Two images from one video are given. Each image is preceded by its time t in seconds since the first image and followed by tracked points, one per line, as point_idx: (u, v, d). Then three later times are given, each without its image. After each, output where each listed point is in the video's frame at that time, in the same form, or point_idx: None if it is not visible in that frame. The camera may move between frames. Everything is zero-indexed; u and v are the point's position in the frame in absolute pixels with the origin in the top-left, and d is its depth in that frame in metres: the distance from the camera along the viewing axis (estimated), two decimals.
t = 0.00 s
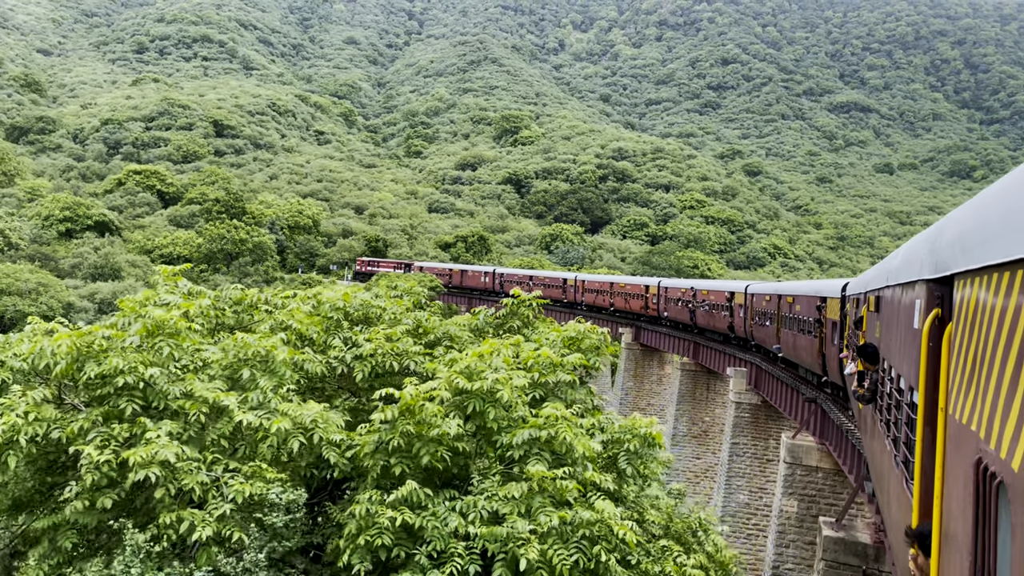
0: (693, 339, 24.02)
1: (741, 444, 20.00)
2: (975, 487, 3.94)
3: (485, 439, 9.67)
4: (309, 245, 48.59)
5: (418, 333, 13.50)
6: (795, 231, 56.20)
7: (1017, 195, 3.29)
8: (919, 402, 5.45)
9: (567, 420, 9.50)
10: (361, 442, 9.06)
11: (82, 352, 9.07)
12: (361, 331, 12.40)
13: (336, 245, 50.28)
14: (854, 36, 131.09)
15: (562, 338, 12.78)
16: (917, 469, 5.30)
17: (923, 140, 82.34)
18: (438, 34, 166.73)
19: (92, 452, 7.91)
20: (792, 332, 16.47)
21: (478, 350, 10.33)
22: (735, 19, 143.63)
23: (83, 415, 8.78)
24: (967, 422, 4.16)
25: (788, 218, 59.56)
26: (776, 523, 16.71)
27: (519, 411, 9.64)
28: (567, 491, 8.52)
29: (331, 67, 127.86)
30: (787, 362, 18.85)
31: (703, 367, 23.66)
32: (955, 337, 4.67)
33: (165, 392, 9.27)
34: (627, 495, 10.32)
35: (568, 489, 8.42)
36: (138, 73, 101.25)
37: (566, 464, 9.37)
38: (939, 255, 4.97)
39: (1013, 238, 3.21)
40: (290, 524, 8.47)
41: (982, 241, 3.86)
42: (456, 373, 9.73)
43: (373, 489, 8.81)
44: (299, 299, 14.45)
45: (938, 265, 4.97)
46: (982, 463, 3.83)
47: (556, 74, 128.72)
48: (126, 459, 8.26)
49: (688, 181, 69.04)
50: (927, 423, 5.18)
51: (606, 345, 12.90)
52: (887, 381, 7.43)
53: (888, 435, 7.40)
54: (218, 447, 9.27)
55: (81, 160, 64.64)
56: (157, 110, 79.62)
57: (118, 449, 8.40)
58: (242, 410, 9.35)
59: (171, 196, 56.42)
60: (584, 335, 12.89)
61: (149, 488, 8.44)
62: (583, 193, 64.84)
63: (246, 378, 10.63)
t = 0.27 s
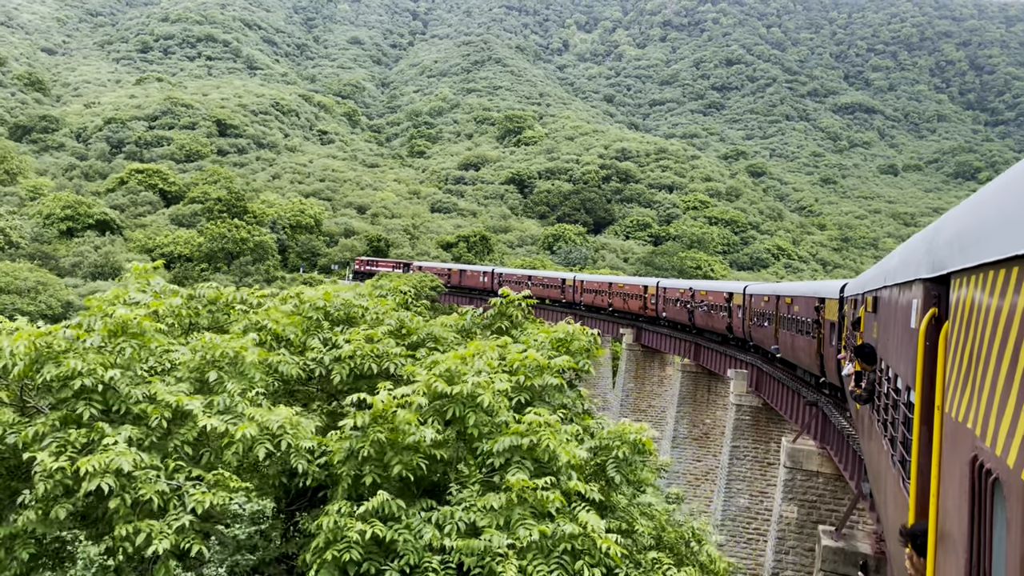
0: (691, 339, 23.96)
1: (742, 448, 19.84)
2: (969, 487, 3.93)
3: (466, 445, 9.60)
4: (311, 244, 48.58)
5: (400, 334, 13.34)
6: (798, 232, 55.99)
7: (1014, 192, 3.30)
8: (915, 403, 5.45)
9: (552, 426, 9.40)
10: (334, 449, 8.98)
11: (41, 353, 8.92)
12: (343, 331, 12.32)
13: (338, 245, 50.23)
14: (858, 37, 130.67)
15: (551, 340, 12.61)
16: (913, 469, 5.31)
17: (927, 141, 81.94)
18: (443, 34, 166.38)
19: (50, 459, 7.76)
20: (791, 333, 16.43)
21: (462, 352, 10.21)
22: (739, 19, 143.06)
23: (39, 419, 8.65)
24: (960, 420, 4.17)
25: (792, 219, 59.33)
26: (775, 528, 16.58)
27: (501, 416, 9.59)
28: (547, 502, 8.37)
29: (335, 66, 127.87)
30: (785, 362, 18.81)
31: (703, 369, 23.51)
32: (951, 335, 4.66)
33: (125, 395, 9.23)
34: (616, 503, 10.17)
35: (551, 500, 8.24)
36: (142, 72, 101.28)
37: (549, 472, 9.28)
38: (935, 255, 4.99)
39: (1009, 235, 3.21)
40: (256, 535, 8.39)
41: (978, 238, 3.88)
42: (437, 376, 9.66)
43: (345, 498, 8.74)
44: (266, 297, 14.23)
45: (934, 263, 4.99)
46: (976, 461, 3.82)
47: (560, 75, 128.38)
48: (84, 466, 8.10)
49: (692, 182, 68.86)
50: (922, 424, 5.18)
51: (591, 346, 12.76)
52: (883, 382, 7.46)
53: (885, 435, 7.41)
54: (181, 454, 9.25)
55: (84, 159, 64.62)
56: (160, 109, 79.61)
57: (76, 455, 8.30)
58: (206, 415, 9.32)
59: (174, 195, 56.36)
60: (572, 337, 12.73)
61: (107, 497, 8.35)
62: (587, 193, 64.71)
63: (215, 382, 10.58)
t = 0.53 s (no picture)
0: (689, 339, 23.92)
1: (741, 451, 19.64)
2: (964, 482, 4.24)
3: (443, 451, 9.42)
4: (313, 243, 48.55)
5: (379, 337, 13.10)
6: (801, 233, 55.76)
7: (1003, 200, 3.64)
8: (911, 400, 5.78)
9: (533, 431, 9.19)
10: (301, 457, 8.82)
11: None
12: (322, 332, 12.20)
13: (339, 244, 50.15)
14: (862, 38, 130.30)
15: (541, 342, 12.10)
16: (909, 465, 5.62)
17: (931, 142, 81.58)
18: (446, 34, 165.95)
19: None
20: (788, 332, 16.42)
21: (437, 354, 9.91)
22: (743, 20, 142.46)
23: None
24: (957, 418, 4.47)
25: (794, 220, 59.09)
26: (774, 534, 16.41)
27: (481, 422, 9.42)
28: (524, 513, 8.12)
29: (337, 66, 127.67)
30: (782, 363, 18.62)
31: (704, 370, 23.28)
32: (946, 336, 4.99)
33: (81, 398, 9.28)
34: (601, 515, 9.99)
35: (529, 511, 8.04)
36: (145, 71, 101.19)
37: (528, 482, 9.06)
38: (931, 255, 5.34)
39: (1004, 235, 3.52)
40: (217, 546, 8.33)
41: (972, 242, 4.21)
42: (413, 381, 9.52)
43: (311, 509, 8.65)
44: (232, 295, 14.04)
45: (930, 263, 5.35)
46: (972, 457, 4.12)
47: (563, 74, 128.06)
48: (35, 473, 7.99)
49: (695, 182, 68.62)
50: (917, 419, 5.53)
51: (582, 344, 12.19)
52: (880, 381, 7.72)
53: (880, 436, 7.69)
54: (139, 459, 9.13)
55: (85, 158, 64.54)
56: (163, 107, 79.51)
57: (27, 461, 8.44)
58: (166, 420, 9.17)
59: (175, 193, 56.24)
60: (562, 338, 12.10)
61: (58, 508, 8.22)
62: (589, 193, 64.52)
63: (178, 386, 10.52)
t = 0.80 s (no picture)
0: (686, 339, 23.81)
1: (741, 453, 19.40)
2: (959, 481, 4.17)
3: (416, 457, 9.28)
4: (313, 242, 48.49)
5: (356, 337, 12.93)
6: (804, 234, 55.54)
7: (1000, 199, 3.54)
8: (906, 400, 5.73)
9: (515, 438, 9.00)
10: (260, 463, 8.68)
11: None
12: (296, 332, 12.01)
13: (340, 242, 50.07)
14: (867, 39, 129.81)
15: (525, 343, 11.90)
16: (905, 464, 5.58)
17: (935, 143, 81.22)
18: (449, 33, 165.60)
19: None
20: (785, 333, 16.36)
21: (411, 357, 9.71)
22: (747, 20, 141.99)
23: None
24: (952, 416, 4.40)
25: (797, 220, 58.86)
26: (773, 540, 16.21)
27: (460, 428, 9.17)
28: (501, 525, 7.92)
29: (340, 65, 127.42)
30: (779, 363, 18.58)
31: (704, 372, 23.02)
32: (941, 334, 4.94)
33: (30, 402, 9.20)
34: (585, 525, 10.02)
35: (506, 524, 7.86)
36: (148, 69, 101.08)
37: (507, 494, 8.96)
38: (928, 254, 5.28)
39: (999, 234, 3.44)
40: (170, 558, 8.25)
41: (968, 239, 4.14)
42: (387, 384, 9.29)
43: (271, 522, 8.49)
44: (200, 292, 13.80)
45: (927, 262, 5.28)
46: (965, 456, 4.05)
47: (566, 74, 127.66)
48: None
49: (697, 183, 68.36)
50: (914, 418, 5.47)
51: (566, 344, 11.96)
52: (877, 382, 7.68)
53: (879, 435, 7.76)
54: (92, 467, 9.05)
55: (87, 156, 64.43)
56: (165, 106, 79.37)
57: None
58: (121, 426, 9.09)
59: (176, 191, 56.09)
60: (547, 340, 11.90)
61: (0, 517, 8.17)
62: (591, 193, 64.33)
63: (136, 388, 10.34)
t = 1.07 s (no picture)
0: (683, 339, 24.00)
1: (740, 456, 19.11)
2: (953, 485, 3.98)
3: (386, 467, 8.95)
4: (313, 241, 48.46)
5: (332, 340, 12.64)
6: (806, 234, 55.34)
7: (1001, 189, 3.32)
8: (902, 401, 5.59)
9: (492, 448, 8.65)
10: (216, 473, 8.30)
11: None
12: (268, 333, 11.73)
13: (340, 241, 50.01)
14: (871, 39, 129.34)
15: (509, 344, 11.64)
16: (902, 466, 5.47)
17: (939, 144, 80.77)
18: (452, 32, 165.26)
19: None
20: (783, 333, 16.47)
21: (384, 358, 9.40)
22: (751, 20, 141.52)
23: None
24: (947, 418, 4.23)
25: (800, 221, 58.65)
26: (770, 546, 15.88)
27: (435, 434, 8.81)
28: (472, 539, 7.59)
29: (343, 64, 127.28)
30: (778, 362, 18.79)
31: (704, 372, 22.81)
32: (938, 334, 4.77)
33: None
34: (570, 536, 9.50)
35: (477, 538, 7.56)
36: (150, 67, 101.01)
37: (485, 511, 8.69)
38: (923, 254, 5.14)
39: (995, 231, 3.25)
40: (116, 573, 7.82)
41: (963, 238, 3.95)
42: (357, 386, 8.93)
43: (227, 535, 8.17)
44: (167, 290, 13.28)
45: (922, 262, 5.14)
46: (963, 457, 3.85)
47: (569, 74, 127.34)
48: None
49: (699, 183, 68.09)
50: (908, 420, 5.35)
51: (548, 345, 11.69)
52: (874, 381, 7.62)
53: (875, 436, 7.68)
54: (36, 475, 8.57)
55: (88, 154, 64.37)
56: (167, 104, 79.26)
57: None
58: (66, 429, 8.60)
59: (176, 189, 55.98)
60: (532, 342, 11.67)
61: None
62: (593, 193, 64.13)
63: (89, 391, 9.85)
